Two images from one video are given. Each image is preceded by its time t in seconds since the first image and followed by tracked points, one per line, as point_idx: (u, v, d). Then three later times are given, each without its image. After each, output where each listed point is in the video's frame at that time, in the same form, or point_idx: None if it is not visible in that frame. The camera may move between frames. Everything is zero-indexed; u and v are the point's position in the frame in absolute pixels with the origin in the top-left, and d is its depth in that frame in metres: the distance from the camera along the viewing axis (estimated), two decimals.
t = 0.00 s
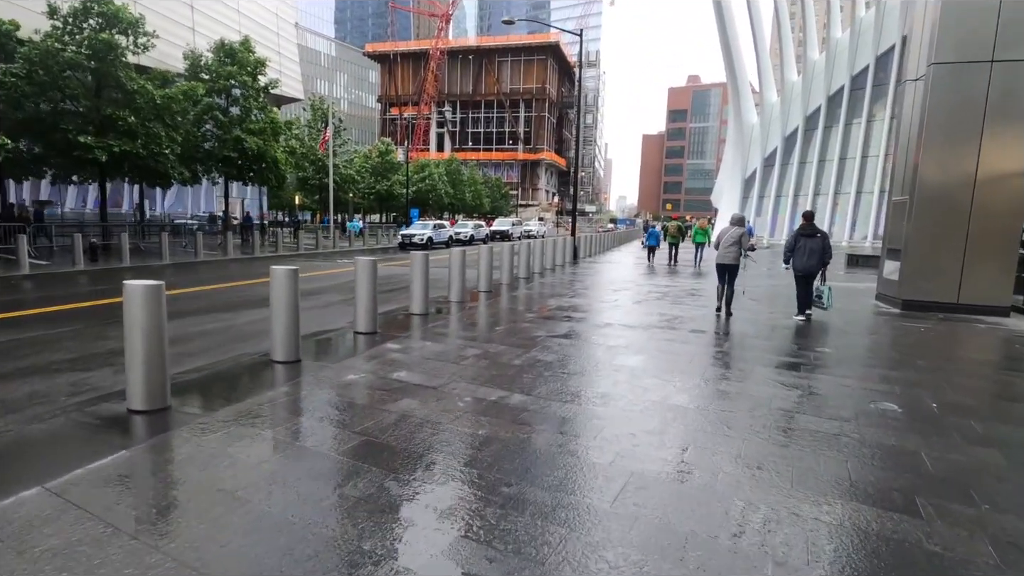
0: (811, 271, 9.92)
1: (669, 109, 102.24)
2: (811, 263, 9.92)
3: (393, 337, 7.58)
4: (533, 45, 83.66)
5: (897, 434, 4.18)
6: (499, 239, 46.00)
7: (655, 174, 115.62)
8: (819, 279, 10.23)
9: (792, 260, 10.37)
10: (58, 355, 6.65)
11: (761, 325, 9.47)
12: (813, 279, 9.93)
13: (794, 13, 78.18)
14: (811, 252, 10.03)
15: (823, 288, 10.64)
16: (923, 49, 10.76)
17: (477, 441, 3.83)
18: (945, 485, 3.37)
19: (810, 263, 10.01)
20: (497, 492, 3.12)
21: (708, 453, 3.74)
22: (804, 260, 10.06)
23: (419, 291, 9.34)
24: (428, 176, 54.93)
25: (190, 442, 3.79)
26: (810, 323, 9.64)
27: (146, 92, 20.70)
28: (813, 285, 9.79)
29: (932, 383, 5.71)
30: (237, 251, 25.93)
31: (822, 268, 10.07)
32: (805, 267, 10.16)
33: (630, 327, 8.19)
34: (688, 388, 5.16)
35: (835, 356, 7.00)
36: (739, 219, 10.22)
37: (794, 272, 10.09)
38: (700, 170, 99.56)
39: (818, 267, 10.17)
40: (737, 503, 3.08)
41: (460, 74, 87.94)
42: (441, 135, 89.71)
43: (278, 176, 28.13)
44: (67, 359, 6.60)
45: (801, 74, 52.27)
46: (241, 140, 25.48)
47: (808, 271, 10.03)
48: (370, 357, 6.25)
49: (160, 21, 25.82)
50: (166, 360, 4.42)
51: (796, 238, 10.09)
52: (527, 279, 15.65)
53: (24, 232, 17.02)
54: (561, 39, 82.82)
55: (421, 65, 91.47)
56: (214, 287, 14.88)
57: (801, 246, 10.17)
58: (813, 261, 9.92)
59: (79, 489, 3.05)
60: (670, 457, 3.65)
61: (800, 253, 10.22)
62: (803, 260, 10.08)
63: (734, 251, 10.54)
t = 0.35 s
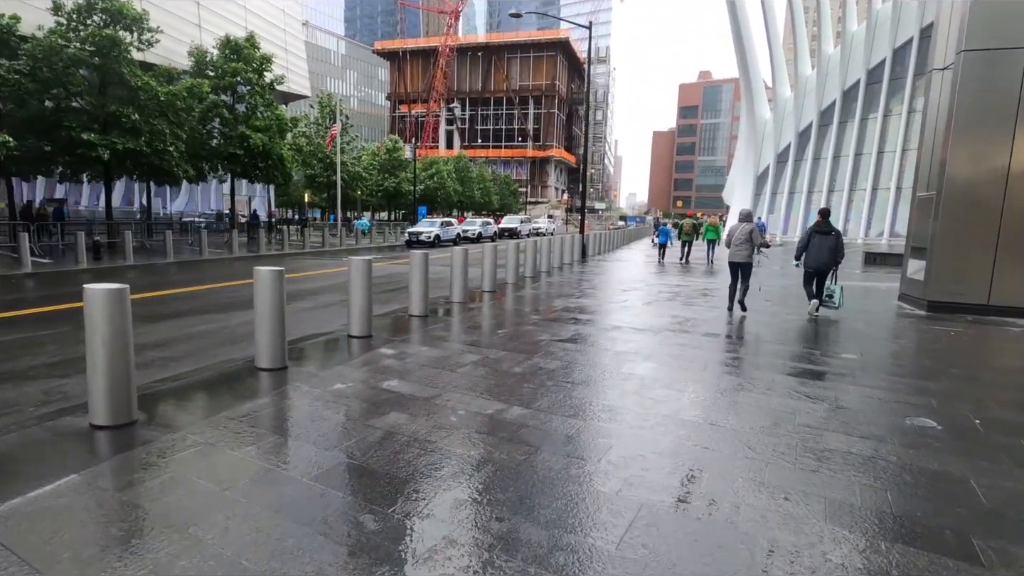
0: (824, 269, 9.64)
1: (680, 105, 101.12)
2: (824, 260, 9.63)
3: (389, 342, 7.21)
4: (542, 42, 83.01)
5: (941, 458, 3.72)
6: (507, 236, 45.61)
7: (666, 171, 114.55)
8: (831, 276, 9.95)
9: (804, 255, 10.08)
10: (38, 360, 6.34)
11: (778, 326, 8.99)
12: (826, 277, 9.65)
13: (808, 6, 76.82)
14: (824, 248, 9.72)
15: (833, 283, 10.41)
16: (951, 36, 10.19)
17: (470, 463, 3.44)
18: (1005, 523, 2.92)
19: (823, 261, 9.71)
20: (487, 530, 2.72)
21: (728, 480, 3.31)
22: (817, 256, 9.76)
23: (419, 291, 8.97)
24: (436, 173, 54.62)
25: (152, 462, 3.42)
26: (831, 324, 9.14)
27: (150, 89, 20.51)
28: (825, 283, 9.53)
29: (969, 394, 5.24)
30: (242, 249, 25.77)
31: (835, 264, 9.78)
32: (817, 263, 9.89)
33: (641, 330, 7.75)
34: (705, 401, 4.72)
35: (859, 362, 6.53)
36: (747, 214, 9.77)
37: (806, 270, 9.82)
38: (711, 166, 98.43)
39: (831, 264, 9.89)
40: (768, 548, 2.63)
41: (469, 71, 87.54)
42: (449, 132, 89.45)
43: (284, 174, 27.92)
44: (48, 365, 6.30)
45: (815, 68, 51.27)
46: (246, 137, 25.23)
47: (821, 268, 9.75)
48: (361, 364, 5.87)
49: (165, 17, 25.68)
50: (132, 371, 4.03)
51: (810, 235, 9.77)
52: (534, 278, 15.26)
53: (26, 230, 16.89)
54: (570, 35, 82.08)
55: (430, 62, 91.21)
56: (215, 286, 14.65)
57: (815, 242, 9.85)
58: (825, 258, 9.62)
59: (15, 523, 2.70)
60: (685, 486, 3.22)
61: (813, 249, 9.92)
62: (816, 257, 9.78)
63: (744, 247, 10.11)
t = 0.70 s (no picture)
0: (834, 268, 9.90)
1: (688, 103, 100.31)
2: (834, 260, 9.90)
3: (385, 348, 6.87)
4: (548, 39, 82.49)
5: (989, 487, 3.32)
6: (513, 235, 45.27)
7: (673, 169, 113.68)
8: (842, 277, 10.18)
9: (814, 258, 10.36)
10: (15, 367, 6.03)
11: (793, 329, 8.57)
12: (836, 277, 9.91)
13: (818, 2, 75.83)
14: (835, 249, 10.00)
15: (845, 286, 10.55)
16: (976, 26, 9.71)
17: (459, 494, 3.07)
18: None
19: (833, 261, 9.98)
20: None
21: (749, 516, 2.93)
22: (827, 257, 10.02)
23: (418, 293, 8.60)
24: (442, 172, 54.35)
25: (105, 490, 3.07)
26: (850, 328, 8.71)
27: (152, 86, 20.30)
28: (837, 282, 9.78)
29: (1009, 408, 4.81)
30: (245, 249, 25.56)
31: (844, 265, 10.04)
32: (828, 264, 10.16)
33: (650, 335, 7.35)
34: (722, 418, 4.32)
35: (884, 370, 6.11)
36: (765, 215, 9.47)
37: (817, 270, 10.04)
38: (719, 165, 97.63)
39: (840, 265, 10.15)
40: None
41: (475, 69, 87.20)
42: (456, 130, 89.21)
43: (287, 172, 27.69)
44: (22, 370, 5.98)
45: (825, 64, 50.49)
46: (249, 135, 24.97)
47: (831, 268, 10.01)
48: (352, 371, 5.52)
49: (168, 14, 25.46)
50: (91, 383, 3.62)
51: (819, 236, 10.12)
52: (538, 279, 14.89)
53: (25, 230, 16.72)
54: (577, 32, 81.43)
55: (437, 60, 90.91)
56: (214, 287, 14.38)
57: (824, 244, 10.17)
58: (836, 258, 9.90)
59: None
60: (699, 524, 2.85)
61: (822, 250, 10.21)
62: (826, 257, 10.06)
63: (757, 247, 9.91)
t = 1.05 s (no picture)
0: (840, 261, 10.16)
1: (695, 100, 99.45)
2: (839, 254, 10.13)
3: (372, 352, 6.46)
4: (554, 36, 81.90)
5: None
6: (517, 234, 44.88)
7: (679, 167, 112.86)
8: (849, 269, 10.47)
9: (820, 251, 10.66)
10: None
11: (805, 331, 8.12)
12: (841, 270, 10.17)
13: None
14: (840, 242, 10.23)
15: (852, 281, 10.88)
16: (1000, 11, 9.20)
17: (433, 530, 2.67)
18: None
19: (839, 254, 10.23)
20: None
21: (766, 560, 2.51)
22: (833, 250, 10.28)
23: (411, 293, 8.18)
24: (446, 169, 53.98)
25: (25, 523, 2.67)
26: (865, 329, 8.25)
27: (148, 82, 20.02)
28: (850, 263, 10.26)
29: None
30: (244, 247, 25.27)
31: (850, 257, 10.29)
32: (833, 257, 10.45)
33: (656, 339, 6.94)
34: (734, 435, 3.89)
35: (907, 377, 5.65)
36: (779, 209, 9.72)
37: (821, 264, 10.30)
38: (726, 163, 96.76)
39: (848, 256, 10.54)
40: None
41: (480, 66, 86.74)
42: (460, 128, 88.89)
43: (288, 170, 27.38)
44: None
45: (834, 60, 49.73)
46: (248, 132, 24.65)
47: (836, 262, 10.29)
48: (331, 380, 5.10)
49: (166, 10, 25.19)
50: (24, 397, 3.26)
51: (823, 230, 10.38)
52: (540, 277, 14.47)
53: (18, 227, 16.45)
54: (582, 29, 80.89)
55: (441, 58, 90.47)
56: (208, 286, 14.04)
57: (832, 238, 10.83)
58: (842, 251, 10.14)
59: None
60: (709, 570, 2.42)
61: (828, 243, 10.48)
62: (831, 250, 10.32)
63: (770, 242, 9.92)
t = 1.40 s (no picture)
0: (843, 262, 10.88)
1: (698, 98, 98.78)
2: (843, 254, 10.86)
3: (356, 359, 6.10)
4: (556, 34, 81.39)
5: None
6: (518, 232, 44.54)
7: (682, 165, 112.28)
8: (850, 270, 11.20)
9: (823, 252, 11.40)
10: None
11: (815, 334, 7.71)
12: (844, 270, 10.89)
13: None
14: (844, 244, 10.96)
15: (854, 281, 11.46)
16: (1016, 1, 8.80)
17: None
18: None
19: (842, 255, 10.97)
20: None
21: None
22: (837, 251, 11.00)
23: (400, 296, 7.82)
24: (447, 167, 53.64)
25: None
26: (875, 333, 7.86)
27: (142, 78, 19.71)
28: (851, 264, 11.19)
29: None
30: (242, 246, 24.99)
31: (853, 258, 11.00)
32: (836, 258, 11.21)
33: (658, 345, 6.58)
34: (740, 460, 3.54)
35: (927, 386, 5.25)
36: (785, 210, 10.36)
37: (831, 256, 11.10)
38: (729, 161, 96.12)
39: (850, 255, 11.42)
40: None
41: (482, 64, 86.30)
42: (463, 126, 88.50)
43: (286, 168, 27.05)
44: None
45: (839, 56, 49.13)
46: (246, 129, 24.30)
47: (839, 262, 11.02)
48: (304, 392, 4.70)
49: (163, 6, 24.91)
50: None
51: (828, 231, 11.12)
52: (538, 278, 14.14)
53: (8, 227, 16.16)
54: (585, 27, 80.41)
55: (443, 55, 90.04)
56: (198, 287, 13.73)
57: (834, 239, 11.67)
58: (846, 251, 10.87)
59: None
60: None
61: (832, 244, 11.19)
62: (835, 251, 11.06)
63: (776, 244, 10.04)
